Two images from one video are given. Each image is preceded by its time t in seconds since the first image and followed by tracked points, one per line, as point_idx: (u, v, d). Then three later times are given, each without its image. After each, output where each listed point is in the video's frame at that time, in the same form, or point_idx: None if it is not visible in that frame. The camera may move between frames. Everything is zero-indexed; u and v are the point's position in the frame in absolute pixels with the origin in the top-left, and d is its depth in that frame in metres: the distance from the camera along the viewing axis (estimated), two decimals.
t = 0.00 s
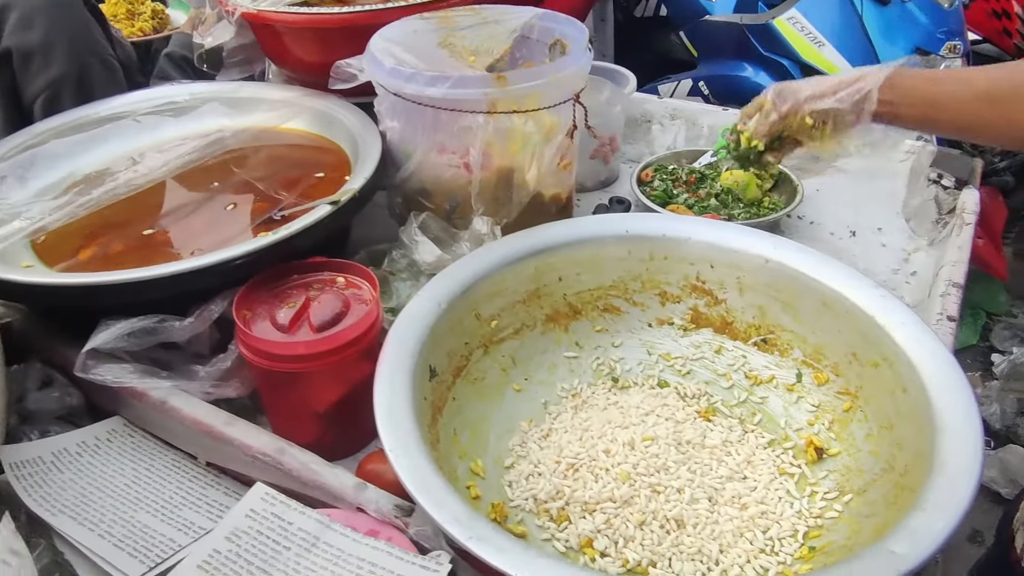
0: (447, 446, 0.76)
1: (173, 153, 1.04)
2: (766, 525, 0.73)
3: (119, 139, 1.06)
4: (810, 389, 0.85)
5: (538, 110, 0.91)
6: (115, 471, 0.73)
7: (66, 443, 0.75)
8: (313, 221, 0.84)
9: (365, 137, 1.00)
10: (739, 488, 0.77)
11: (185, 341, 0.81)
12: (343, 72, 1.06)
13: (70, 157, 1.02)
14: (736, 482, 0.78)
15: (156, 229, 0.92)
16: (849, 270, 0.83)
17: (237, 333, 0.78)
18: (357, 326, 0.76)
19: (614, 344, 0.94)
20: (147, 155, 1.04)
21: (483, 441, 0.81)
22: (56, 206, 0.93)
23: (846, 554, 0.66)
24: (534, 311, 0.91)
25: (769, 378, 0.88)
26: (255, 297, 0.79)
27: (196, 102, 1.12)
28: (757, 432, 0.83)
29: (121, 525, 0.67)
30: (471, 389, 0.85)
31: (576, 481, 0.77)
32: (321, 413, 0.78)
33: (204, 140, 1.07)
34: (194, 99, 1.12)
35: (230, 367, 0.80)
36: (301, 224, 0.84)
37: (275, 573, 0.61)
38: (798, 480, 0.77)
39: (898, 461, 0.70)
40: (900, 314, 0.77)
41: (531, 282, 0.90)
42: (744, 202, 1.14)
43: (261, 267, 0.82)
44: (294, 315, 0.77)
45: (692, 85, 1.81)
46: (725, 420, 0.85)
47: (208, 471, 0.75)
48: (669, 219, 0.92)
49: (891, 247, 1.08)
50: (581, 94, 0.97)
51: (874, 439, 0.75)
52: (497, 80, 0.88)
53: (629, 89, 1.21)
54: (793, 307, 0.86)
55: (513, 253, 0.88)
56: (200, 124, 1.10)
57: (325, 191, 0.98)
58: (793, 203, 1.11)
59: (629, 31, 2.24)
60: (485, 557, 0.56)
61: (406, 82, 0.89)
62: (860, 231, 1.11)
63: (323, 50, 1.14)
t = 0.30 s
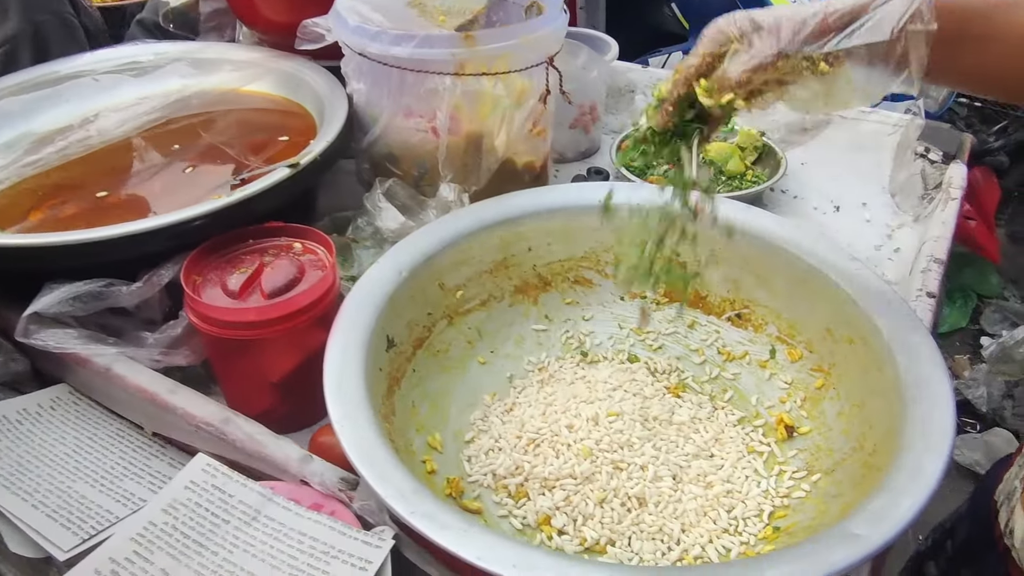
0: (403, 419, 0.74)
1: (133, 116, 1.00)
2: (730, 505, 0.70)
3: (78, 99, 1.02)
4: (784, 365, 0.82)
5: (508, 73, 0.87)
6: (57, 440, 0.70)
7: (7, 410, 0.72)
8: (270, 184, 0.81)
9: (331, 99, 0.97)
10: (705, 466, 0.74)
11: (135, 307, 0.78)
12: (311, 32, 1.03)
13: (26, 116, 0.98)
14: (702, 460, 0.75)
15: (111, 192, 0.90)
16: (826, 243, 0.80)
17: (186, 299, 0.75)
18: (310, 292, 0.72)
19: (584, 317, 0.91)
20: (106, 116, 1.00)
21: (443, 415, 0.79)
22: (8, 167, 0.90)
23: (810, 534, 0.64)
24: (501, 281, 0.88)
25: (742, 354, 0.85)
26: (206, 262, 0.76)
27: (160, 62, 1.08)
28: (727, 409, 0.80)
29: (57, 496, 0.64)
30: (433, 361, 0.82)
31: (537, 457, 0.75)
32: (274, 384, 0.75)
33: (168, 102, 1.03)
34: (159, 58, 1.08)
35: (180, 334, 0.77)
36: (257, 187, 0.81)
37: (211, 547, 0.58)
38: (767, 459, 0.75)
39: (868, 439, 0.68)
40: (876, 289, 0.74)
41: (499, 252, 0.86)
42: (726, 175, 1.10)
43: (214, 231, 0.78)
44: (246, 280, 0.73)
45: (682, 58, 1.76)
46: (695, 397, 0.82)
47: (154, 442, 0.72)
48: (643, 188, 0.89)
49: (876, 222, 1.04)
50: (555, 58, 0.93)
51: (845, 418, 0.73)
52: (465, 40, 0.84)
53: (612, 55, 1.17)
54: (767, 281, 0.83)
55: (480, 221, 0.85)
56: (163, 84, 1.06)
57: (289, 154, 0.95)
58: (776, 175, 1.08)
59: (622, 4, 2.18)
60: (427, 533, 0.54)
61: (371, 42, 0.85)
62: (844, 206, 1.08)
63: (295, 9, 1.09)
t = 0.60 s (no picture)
0: (367, 394, 0.71)
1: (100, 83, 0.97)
2: (701, 486, 0.68)
3: (42, 65, 0.99)
4: (761, 343, 0.80)
5: (483, 40, 0.84)
6: (7, 413, 0.68)
7: None
8: (233, 151, 0.78)
9: (302, 66, 0.94)
10: (676, 445, 0.72)
11: (91, 278, 0.76)
12: None
13: None
14: (674, 440, 0.73)
15: (71, 160, 0.87)
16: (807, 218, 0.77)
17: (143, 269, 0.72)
18: (270, 263, 0.70)
19: (560, 294, 0.89)
20: (71, 83, 0.97)
21: (409, 392, 0.76)
22: None
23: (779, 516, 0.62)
24: (474, 255, 0.85)
25: (719, 332, 0.83)
26: (163, 232, 0.73)
27: (129, 28, 1.04)
28: (703, 388, 0.78)
29: (3, 471, 0.62)
30: (401, 336, 0.80)
31: (503, 435, 0.72)
32: (234, 359, 0.73)
33: (136, 69, 1.00)
34: (128, 24, 1.05)
35: (137, 306, 0.74)
36: (219, 154, 0.78)
37: (157, 524, 0.56)
38: (740, 439, 0.73)
39: (843, 420, 0.66)
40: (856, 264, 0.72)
41: (472, 225, 0.84)
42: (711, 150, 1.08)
43: (173, 200, 0.76)
44: (204, 251, 0.71)
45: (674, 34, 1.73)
46: (671, 373, 0.80)
47: (108, 416, 0.70)
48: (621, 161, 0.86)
49: (862, 200, 1.01)
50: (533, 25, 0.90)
51: (821, 397, 0.71)
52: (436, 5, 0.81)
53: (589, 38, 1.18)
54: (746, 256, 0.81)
55: (451, 192, 0.82)
56: (131, 50, 1.03)
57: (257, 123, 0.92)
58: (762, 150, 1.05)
59: None
60: (376, 510, 0.51)
61: (339, 5, 0.82)
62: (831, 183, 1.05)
63: None
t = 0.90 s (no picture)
0: (342, 390, 0.70)
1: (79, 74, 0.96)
2: (680, 486, 0.67)
3: (21, 55, 0.98)
4: (745, 341, 0.79)
5: (466, 31, 0.83)
6: None
7: None
8: (209, 143, 0.77)
9: (284, 56, 0.92)
10: (656, 445, 0.71)
11: (65, 272, 0.75)
12: None
13: None
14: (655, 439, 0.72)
15: (49, 151, 0.86)
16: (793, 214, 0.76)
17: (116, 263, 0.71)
18: (243, 257, 0.68)
19: (543, 290, 0.87)
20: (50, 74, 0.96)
21: (387, 388, 0.75)
22: None
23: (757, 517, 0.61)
24: (456, 250, 0.84)
25: (703, 329, 0.82)
26: (136, 225, 0.72)
27: (112, 17, 1.03)
28: (685, 385, 0.77)
29: None
30: (379, 332, 0.79)
31: (480, 433, 0.71)
32: (208, 355, 0.72)
33: (117, 60, 0.99)
34: (110, 14, 1.04)
35: (110, 300, 0.73)
36: (195, 146, 0.76)
37: (120, 522, 0.55)
38: (721, 438, 0.72)
39: (824, 420, 0.65)
40: (841, 262, 0.70)
41: (454, 219, 0.82)
42: (702, 144, 1.06)
43: (147, 191, 0.74)
44: (177, 245, 0.69)
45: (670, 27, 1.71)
46: (652, 372, 0.79)
47: (79, 411, 0.69)
48: (605, 155, 0.85)
49: (854, 196, 1.01)
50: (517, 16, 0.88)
51: (804, 397, 0.70)
52: None
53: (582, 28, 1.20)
54: (731, 252, 0.80)
55: (432, 186, 0.80)
56: (112, 40, 1.02)
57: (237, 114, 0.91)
58: (752, 145, 1.04)
59: None
60: (340, 510, 0.50)
61: None
62: (822, 178, 1.04)
63: None
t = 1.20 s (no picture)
0: (348, 411, 0.71)
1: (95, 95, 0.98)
2: (684, 511, 0.67)
3: (38, 77, 1.00)
4: (750, 365, 0.79)
5: (474, 53, 0.83)
6: None
7: None
8: (220, 165, 0.78)
9: (295, 78, 0.94)
10: (660, 469, 0.71)
11: (79, 292, 0.76)
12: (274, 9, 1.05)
13: None
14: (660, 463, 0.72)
15: (65, 172, 0.87)
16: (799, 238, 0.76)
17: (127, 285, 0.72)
18: (252, 278, 0.69)
19: (550, 311, 0.88)
20: (66, 95, 0.98)
21: (394, 410, 0.76)
22: None
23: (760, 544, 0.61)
24: (463, 271, 0.85)
25: (708, 352, 0.82)
26: (148, 246, 0.73)
27: (127, 39, 1.05)
28: (690, 409, 0.77)
29: None
30: (386, 353, 0.79)
31: (485, 455, 0.72)
32: (217, 375, 0.73)
33: (131, 82, 1.01)
34: (126, 35, 1.05)
35: (121, 321, 0.74)
36: (206, 168, 0.77)
37: (128, 544, 0.56)
38: (726, 463, 0.72)
39: (828, 447, 0.65)
40: (846, 287, 0.70)
41: (461, 241, 0.83)
42: (708, 165, 1.06)
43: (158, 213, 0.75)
44: (187, 266, 0.70)
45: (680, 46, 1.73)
46: (658, 394, 0.79)
47: (89, 430, 0.70)
48: (612, 177, 0.85)
49: (861, 218, 1.01)
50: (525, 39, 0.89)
51: (809, 423, 0.70)
52: (424, 19, 0.81)
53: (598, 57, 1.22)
54: (735, 275, 0.80)
55: (438, 208, 0.81)
56: (127, 62, 1.03)
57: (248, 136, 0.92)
58: (759, 166, 1.04)
59: None
60: (344, 534, 0.51)
61: (329, 19, 0.82)
62: (830, 200, 1.04)
63: None
